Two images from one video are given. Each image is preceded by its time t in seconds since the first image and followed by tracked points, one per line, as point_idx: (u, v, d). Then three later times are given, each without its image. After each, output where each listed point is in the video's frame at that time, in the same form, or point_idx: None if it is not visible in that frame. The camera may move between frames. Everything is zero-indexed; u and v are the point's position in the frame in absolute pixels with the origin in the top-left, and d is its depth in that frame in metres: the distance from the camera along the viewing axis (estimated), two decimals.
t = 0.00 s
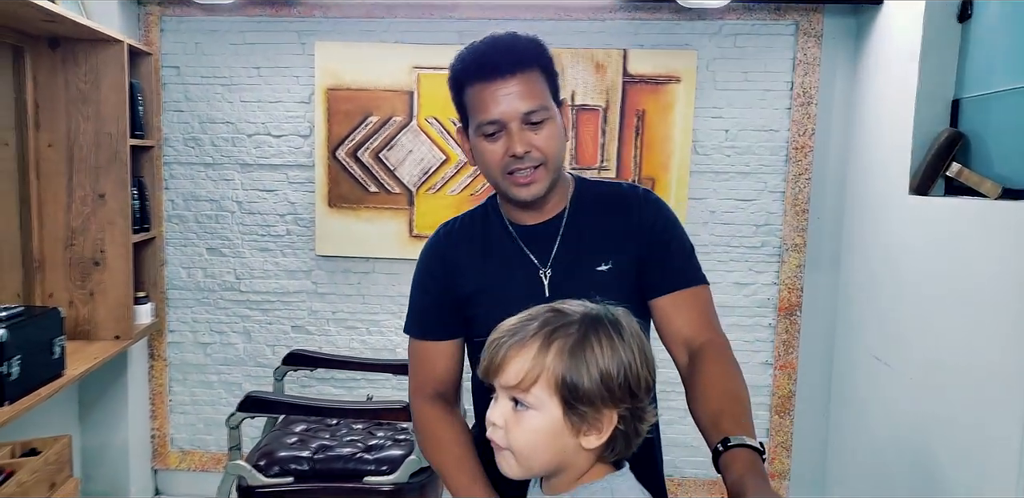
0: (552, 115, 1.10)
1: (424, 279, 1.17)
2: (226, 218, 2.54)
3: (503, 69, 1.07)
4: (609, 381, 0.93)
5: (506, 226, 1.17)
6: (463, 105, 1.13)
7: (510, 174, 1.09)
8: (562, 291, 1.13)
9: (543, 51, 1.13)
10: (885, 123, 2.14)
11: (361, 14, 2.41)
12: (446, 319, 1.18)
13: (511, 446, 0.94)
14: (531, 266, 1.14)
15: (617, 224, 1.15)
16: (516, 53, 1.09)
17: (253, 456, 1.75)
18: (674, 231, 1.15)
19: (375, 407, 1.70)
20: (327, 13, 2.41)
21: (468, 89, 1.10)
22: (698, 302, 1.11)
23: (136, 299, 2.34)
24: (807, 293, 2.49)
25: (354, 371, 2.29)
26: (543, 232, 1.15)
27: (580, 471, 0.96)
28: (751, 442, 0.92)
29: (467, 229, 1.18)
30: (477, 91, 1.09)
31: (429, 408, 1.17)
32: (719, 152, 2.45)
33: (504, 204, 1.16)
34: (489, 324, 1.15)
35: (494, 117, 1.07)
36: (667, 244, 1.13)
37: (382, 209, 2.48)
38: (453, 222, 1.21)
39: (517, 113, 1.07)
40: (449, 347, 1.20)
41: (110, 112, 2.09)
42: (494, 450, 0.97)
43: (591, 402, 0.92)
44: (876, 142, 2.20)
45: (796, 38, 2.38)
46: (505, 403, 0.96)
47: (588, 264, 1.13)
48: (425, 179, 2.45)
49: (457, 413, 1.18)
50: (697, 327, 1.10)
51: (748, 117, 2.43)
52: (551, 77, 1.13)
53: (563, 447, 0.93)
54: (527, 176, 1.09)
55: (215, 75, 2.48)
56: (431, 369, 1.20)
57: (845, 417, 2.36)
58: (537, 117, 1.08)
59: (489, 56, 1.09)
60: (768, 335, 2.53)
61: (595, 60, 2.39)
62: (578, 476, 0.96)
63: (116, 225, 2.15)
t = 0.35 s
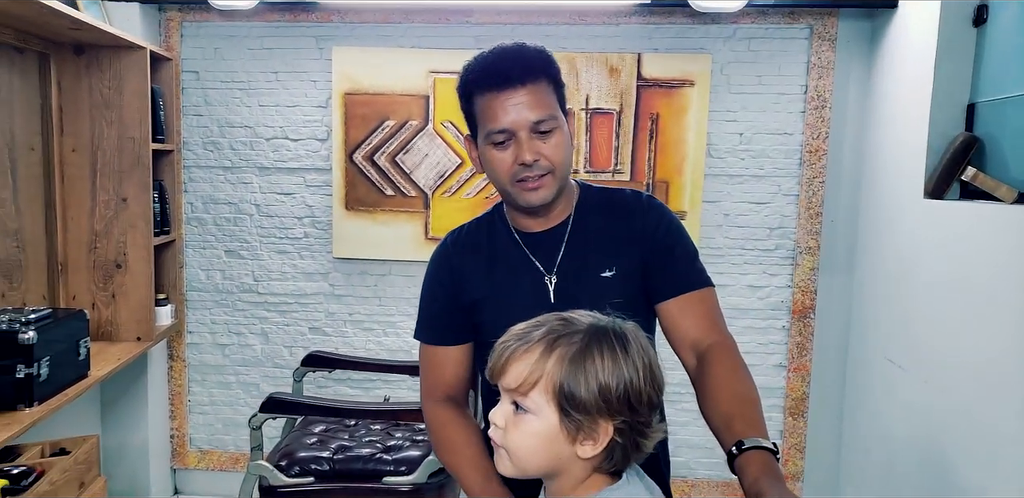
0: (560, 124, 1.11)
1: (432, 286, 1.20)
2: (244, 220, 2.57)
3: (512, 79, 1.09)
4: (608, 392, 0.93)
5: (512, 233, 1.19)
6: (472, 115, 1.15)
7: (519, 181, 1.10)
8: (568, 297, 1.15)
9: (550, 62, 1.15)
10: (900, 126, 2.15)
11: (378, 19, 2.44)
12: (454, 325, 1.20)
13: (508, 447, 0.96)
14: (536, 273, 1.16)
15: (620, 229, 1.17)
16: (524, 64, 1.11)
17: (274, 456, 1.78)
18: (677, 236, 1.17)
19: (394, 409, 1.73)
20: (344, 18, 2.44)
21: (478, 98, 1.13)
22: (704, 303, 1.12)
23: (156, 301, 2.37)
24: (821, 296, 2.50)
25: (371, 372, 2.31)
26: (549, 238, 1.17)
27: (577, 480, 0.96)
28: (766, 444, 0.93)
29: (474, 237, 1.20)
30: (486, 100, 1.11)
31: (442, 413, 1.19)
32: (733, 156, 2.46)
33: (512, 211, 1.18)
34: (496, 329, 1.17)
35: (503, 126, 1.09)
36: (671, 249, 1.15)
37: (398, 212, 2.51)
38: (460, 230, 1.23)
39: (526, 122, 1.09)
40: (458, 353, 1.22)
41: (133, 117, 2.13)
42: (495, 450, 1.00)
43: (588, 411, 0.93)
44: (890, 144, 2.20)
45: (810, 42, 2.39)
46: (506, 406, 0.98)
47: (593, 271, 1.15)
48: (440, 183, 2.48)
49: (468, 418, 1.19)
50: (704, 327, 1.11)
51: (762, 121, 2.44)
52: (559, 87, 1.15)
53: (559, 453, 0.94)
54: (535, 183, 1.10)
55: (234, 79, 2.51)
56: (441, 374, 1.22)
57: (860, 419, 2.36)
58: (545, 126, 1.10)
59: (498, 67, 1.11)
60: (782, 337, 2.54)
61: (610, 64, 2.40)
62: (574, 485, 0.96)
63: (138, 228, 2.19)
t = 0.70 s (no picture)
0: (621, 128, 1.11)
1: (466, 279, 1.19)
2: (260, 221, 2.59)
3: (584, 75, 1.09)
4: (622, 398, 0.93)
5: (551, 227, 1.17)
6: (534, 101, 1.14)
7: (568, 176, 1.11)
8: (602, 296, 1.13)
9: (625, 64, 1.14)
10: (916, 126, 2.14)
11: (393, 21, 2.45)
12: (485, 317, 1.20)
13: (526, 450, 0.97)
14: (572, 270, 1.14)
15: (658, 233, 1.15)
16: (599, 62, 1.10)
17: (292, 455, 1.80)
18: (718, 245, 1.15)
19: (411, 409, 1.74)
20: (360, 20, 2.46)
21: (545, 85, 1.12)
22: (736, 312, 1.14)
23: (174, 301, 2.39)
24: (836, 297, 2.49)
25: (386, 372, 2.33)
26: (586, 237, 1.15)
27: (594, 484, 0.97)
28: (790, 447, 0.95)
29: (508, 231, 1.18)
30: (554, 90, 1.10)
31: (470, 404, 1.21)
32: (748, 156, 2.46)
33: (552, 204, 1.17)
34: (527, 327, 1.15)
35: (566, 119, 1.09)
36: (711, 259, 1.14)
37: (413, 213, 2.52)
38: (496, 223, 1.21)
39: (590, 120, 1.09)
40: (485, 346, 1.22)
41: (151, 119, 2.15)
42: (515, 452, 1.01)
43: (602, 417, 0.93)
44: (906, 145, 2.20)
45: (826, 42, 2.39)
46: (523, 410, 0.98)
47: (629, 271, 1.14)
48: (455, 184, 2.49)
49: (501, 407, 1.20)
50: (735, 336, 1.13)
51: (778, 122, 2.44)
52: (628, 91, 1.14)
53: (575, 457, 0.95)
54: (584, 181, 1.11)
55: (251, 81, 2.53)
56: (468, 367, 1.23)
57: (875, 420, 2.36)
58: (607, 128, 1.09)
59: (573, 60, 1.11)
60: (796, 338, 2.54)
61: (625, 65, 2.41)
62: (592, 488, 0.97)
63: (156, 229, 2.20)
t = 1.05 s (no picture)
0: (687, 141, 1.14)
1: (508, 267, 1.18)
2: (273, 222, 2.62)
3: (663, 82, 1.11)
4: (635, 404, 0.93)
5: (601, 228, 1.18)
6: (606, 100, 1.16)
7: (628, 180, 1.13)
8: (645, 297, 1.15)
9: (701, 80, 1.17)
10: (928, 128, 2.13)
11: (404, 24, 2.47)
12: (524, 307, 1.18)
13: (542, 454, 0.99)
14: (617, 270, 1.16)
15: (704, 244, 1.17)
16: (679, 72, 1.12)
17: (304, 456, 1.81)
18: (762, 262, 1.18)
19: (422, 410, 1.75)
20: (371, 23, 2.48)
21: (621, 87, 1.14)
22: (774, 331, 1.14)
23: (188, 302, 2.42)
24: (847, 299, 2.48)
25: (398, 373, 2.34)
26: (632, 239, 1.17)
27: (610, 488, 0.98)
28: (810, 459, 0.98)
29: (556, 226, 1.19)
30: (630, 92, 1.12)
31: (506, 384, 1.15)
32: (759, 158, 2.46)
33: (604, 204, 1.18)
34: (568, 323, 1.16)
35: (638, 122, 1.11)
36: (756, 274, 1.16)
37: (424, 215, 2.53)
38: (543, 216, 1.22)
39: (661, 128, 1.11)
40: (528, 334, 1.19)
41: (165, 122, 2.17)
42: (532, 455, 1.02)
43: (616, 423, 0.94)
44: (917, 147, 2.19)
45: (837, 44, 2.38)
46: (539, 415, 0.99)
47: (674, 276, 1.15)
48: (466, 185, 2.50)
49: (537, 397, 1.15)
50: (769, 353, 1.14)
51: (788, 124, 2.44)
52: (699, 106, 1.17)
53: (590, 462, 0.96)
54: (642, 187, 1.12)
55: (263, 84, 2.55)
56: (508, 351, 1.18)
57: (886, 423, 2.34)
58: (674, 138, 1.12)
59: (654, 65, 1.12)
60: (807, 340, 2.53)
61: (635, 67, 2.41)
62: (608, 492, 0.98)
63: (170, 231, 2.22)
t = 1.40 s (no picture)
0: (714, 141, 1.08)
1: (537, 259, 1.12)
2: (272, 223, 2.61)
3: (681, 84, 1.05)
4: (639, 399, 0.93)
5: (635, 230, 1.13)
6: (628, 107, 1.11)
7: (656, 186, 1.07)
8: (675, 302, 1.10)
9: (724, 76, 1.10)
10: (927, 128, 2.12)
11: (404, 24, 2.46)
12: (548, 301, 1.12)
13: (550, 457, 0.97)
14: (648, 273, 1.11)
15: (734, 256, 1.13)
16: (696, 72, 1.06)
17: (303, 458, 1.81)
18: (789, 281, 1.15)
19: (422, 412, 1.74)
20: (371, 24, 2.47)
21: (639, 94, 1.09)
22: (792, 349, 1.13)
23: (187, 304, 2.41)
24: (849, 300, 2.47)
25: (398, 375, 2.33)
26: (663, 242, 1.12)
27: (619, 488, 0.96)
28: (813, 468, 0.99)
29: (587, 221, 1.14)
30: (648, 98, 1.07)
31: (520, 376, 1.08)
32: (760, 159, 2.45)
33: (636, 211, 1.14)
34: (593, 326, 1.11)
35: (658, 128, 1.06)
36: (782, 294, 1.14)
37: (425, 216, 2.52)
38: (574, 209, 1.17)
39: (682, 131, 1.05)
40: (547, 327, 1.13)
41: (164, 123, 2.17)
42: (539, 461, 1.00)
43: (622, 419, 0.93)
44: (917, 147, 2.18)
45: (838, 44, 2.37)
46: (543, 418, 0.98)
47: (705, 285, 1.11)
48: (467, 186, 2.49)
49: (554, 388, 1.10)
50: (784, 369, 1.12)
51: (790, 124, 2.43)
52: (725, 103, 1.11)
53: (598, 461, 0.94)
54: (672, 192, 1.07)
55: (263, 84, 2.54)
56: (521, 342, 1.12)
57: (887, 424, 2.33)
58: (698, 140, 1.06)
59: (670, 68, 1.07)
60: (809, 341, 2.52)
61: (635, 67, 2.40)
62: (616, 492, 0.96)
63: (169, 232, 2.22)
